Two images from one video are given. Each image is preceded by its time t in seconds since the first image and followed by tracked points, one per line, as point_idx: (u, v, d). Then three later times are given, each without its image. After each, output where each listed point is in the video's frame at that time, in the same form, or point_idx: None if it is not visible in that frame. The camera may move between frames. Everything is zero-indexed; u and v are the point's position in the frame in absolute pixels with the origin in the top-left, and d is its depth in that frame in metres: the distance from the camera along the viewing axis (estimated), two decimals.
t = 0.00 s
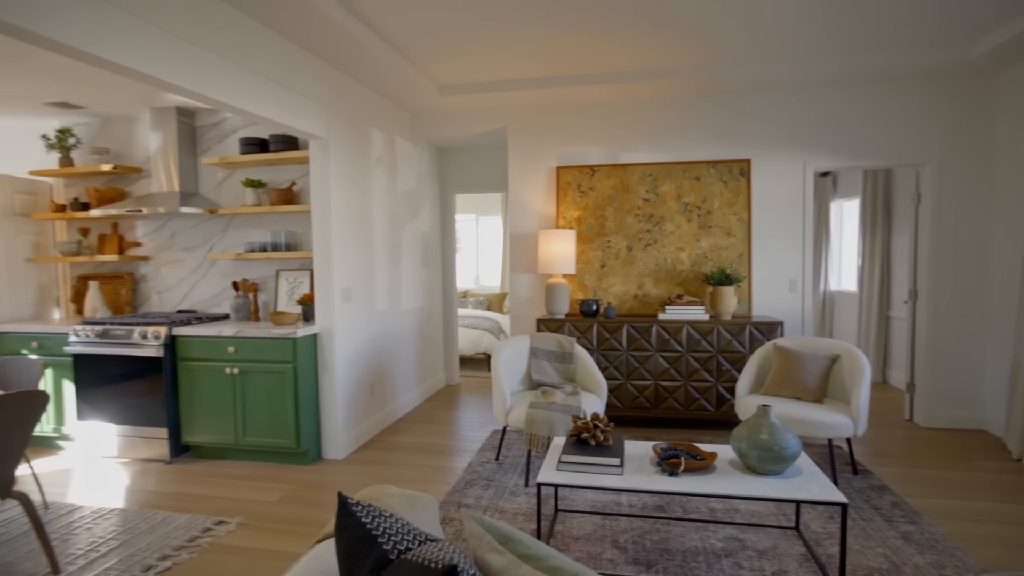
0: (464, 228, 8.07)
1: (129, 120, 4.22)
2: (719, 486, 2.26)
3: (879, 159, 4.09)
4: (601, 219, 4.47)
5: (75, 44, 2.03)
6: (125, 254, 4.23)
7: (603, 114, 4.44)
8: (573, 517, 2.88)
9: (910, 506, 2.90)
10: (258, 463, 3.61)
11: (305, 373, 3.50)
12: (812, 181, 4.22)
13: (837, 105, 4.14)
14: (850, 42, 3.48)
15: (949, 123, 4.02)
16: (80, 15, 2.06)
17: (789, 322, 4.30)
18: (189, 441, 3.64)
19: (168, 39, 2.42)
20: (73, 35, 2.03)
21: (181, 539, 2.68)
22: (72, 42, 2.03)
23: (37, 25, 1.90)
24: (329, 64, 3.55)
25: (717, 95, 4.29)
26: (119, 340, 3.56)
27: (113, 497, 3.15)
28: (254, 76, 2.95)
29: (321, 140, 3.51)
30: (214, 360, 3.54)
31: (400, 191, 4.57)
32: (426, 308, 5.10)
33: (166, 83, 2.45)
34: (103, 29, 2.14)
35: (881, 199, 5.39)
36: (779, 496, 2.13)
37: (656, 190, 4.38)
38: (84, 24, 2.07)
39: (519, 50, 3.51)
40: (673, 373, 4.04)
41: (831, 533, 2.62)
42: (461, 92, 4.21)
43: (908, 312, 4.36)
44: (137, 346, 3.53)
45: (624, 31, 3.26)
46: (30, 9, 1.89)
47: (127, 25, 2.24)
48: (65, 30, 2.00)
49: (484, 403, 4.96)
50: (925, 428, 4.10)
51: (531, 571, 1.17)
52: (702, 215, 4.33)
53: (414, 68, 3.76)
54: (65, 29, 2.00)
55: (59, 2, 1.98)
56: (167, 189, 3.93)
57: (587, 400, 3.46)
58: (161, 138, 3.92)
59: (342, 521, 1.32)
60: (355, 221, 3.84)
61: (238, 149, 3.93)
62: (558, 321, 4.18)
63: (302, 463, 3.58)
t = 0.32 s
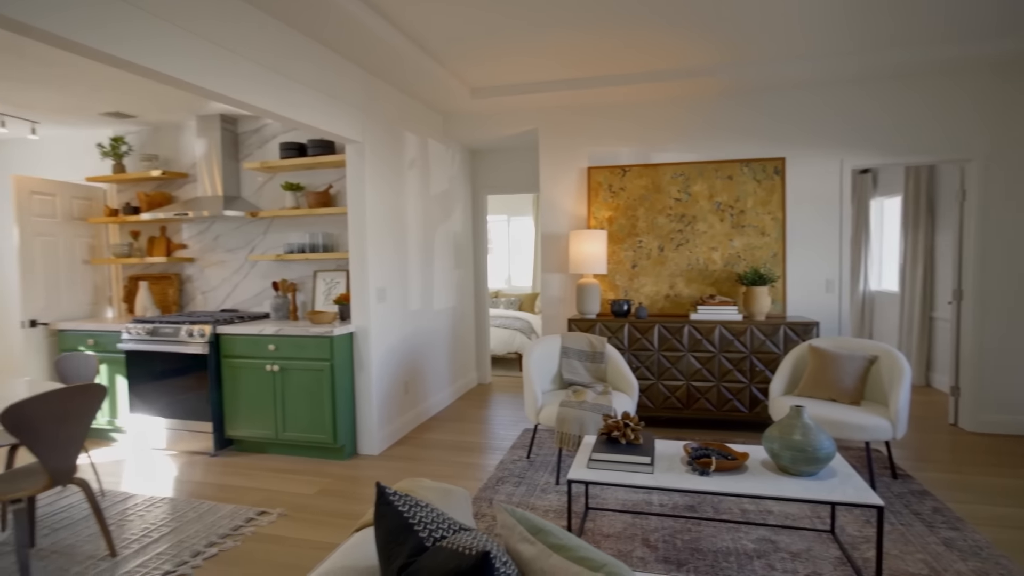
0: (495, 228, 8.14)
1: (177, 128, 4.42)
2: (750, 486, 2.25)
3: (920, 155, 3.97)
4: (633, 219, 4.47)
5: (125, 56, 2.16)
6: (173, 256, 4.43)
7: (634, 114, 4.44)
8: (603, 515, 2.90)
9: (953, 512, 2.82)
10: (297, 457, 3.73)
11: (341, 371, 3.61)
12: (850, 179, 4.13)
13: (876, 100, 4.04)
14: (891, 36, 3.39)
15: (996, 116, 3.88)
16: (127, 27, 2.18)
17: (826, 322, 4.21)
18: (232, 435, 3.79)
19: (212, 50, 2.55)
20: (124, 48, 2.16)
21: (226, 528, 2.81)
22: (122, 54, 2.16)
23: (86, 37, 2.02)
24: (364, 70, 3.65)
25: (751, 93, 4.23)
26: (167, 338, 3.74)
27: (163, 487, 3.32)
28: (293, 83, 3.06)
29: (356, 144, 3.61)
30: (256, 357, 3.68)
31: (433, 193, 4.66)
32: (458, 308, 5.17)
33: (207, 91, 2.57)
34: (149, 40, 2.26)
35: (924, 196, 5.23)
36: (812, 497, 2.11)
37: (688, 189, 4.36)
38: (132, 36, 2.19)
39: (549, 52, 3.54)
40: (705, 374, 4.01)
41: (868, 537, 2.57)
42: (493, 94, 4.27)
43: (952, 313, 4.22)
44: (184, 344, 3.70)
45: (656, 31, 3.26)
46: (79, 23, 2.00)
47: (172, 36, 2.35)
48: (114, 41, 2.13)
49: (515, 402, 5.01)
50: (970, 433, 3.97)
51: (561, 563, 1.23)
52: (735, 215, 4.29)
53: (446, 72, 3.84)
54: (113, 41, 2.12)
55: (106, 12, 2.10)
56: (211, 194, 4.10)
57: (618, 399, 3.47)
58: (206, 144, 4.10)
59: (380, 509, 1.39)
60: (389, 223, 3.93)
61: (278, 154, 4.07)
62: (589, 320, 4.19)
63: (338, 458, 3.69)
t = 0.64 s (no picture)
0: (527, 229, 8.18)
1: (221, 133, 4.59)
2: (784, 490, 2.23)
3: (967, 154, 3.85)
4: (665, 220, 4.45)
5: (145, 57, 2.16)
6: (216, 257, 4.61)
7: (667, 114, 4.42)
8: (633, 515, 2.91)
9: (998, 523, 2.74)
10: (332, 452, 3.84)
11: (376, 369, 3.70)
12: (890, 179, 4.03)
13: (920, 97, 3.93)
14: (935, 32, 3.29)
15: None
16: (147, 28, 2.17)
17: (866, 325, 4.11)
18: (271, 430, 3.92)
19: (248, 56, 2.62)
20: (139, 48, 2.13)
21: (267, 519, 2.93)
22: (142, 55, 2.15)
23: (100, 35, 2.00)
24: (398, 75, 3.73)
25: (787, 92, 4.17)
26: (211, 336, 3.89)
27: (207, 478, 3.46)
28: (330, 89, 3.15)
29: (392, 147, 3.70)
30: (295, 355, 3.80)
31: (466, 194, 4.72)
32: (490, 308, 5.23)
33: (232, 92, 2.57)
34: (174, 42, 2.27)
35: (970, 196, 5.05)
36: (847, 502, 2.09)
37: (722, 190, 4.32)
38: (155, 39, 2.20)
39: (580, 54, 3.56)
40: (738, 377, 3.96)
41: (906, 545, 2.52)
42: (525, 97, 4.31)
43: (999, 317, 4.07)
44: (227, 341, 3.85)
45: (690, 33, 3.24)
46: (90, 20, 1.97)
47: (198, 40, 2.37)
48: (130, 42, 2.11)
49: (546, 403, 5.04)
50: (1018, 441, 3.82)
51: (592, 558, 1.26)
52: (769, 216, 4.23)
53: (479, 76, 3.89)
54: (131, 41, 2.11)
55: (118, 11, 2.07)
56: (252, 197, 4.25)
57: (649, 401, 3.47)
58: (248, 149, 4.25)
59: (418, 503, 1.45)
60: (423, 225, 4.01)
61: (316, 158, 4.19)
62: (620, 321, 4.20)
63: (373, 454, 3.78)
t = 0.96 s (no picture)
0: (555, 229, 8.19)
1: (258, 138, 4.73)
2: (818, 494, 2.21)
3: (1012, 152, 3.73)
4: (695, 221, 4.42)
5: (179, 63, 2.21)
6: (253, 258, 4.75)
7: (698, 114, 4.38)
8: (663, 517, 2.91)
9: None
10: (365, 449, 3.93)
11: (408, 368, 3.77)
12: (930, 178, 3.93)
13: (962, 94, 3.83)
14: (978, 27, 3.20)
15: None
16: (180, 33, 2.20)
17: (903, 328, 4.02)
18: (306, 426, 4.02)
19: (283, 61, 2.69)
20: (161, 49, 2.14)
21: (303, 512, 3.02)
22: (176, 61, 2.20)
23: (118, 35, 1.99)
24: (430, 79, 3.79)
25: (822, 89, 4.09)
26: (249, 334, 4.02)
27: (246, 472, 3.58)
28: (363, 94, 3.22)
29: (424, 150, 3.76)
30: (329, 354, 3.89)
31: (496, 195, 4.77)
32: (519, 308, 5.27)
33: (261, 95, 2.61)
34: (211, 50, 2.34)
35: (1016, 194, 4.89)
36: (884, 508, 2.06)
37: (754, 190, 4.27)
38: (187, 44, 2.23)
39: (609, 55, 3.56)
40: (770, 379, 3.92)
41: (946, 553, 2.46)
42: (554, 98, 4.33)
43: None
44: (264, 340, 3.97)
45: (723, 32, 3.22)
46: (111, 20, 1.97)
47: (230, 45, 2.42)
48: (158, 45, 2.13)
49: (574, 403, 5.05)
50: None
51: (626, 556, 1.29)
52: (803, 216, 4.16)
53: (509, 78, 3.92)
54: (158, 44, 2.13)
55: (123, 10, 2.01)
56: (288, 199, 4.36)
57: (679, 402, 3.46)
58: (284, 152, 4.37)
59: (455, 498, 1.50)
60: (454, 226, 4.07)
61: (349, 161, 4.29)
62: (650, 322, 4.19)
63: (404, 451, 3.85)
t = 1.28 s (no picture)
0: (582, 229, 8.19)
1: (291, 142, 4.85)
2: (852, 499, 2.19)
3: None
4: (724, 222, 4.38)
5: (215, 71, 2.27)
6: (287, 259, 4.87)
7: (727, 114, 4.34)
8: (693, 519, 2.91)
9: None
10: (395, 447, 4.00)
11: (437, 368, 3.83)
12: (969, 176, 3.83)
13: (1003, 90, 3.72)
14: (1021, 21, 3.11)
15: None
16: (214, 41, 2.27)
17: (941, 330, 3.93)
18: (338, 424, 4.11)
19: (319, 69, 2.77)
20: (192, 55, 2.18)
21: (337, 508, 3.09)
22: (211, 68, 2.26)
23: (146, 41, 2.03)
24: (460, 83, 3.84)
25: (856, 87, 4.02)
26: (284, 334, 4.13)
27: (281, 468, 3.69)
28: (395, 99, 3.28)
29: (453, 153, 3.81)
30: (360, 354, 3.97)
31: (523, 197, 4.80)
32: (546, 309, 5.29)
33: (291, 101, 2.66)
34: (245, 58, 2.40)
35: None
36: (920, 514, 2.03)
37: (784, 190, 4.22)
38: (219, 51, 2.29)
39: (637, 57, 3.56)
40: (801, 382, 3.87)
41: (986, 562, 2.41)
42: (583, 100, 4.34)
43: None
44: (298, 340, 4.07)
45: (753, 32, 3.19)
46: (142, 26, 2.02)
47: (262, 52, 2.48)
48: (191, 52, 2.18)
49: (601, 404, 5.05)
50: None
51: (660, 555, 1.31)
52: (836, 216, 4.10)
53: (538, 81, 3.95)
54: (189, 49, 2.18)
55: (138, 10, 2.01)
56: (320, 202, 4.46)
57: (708, 404, 3.45)
58: (317, 156, 4.47)
59: (491, 496, 1.56)
60: (482, 228, 4.12)
61: (380, 164, 4.36)
62: (679, 324, 4.17)
63: (434, 450, 3.91)
